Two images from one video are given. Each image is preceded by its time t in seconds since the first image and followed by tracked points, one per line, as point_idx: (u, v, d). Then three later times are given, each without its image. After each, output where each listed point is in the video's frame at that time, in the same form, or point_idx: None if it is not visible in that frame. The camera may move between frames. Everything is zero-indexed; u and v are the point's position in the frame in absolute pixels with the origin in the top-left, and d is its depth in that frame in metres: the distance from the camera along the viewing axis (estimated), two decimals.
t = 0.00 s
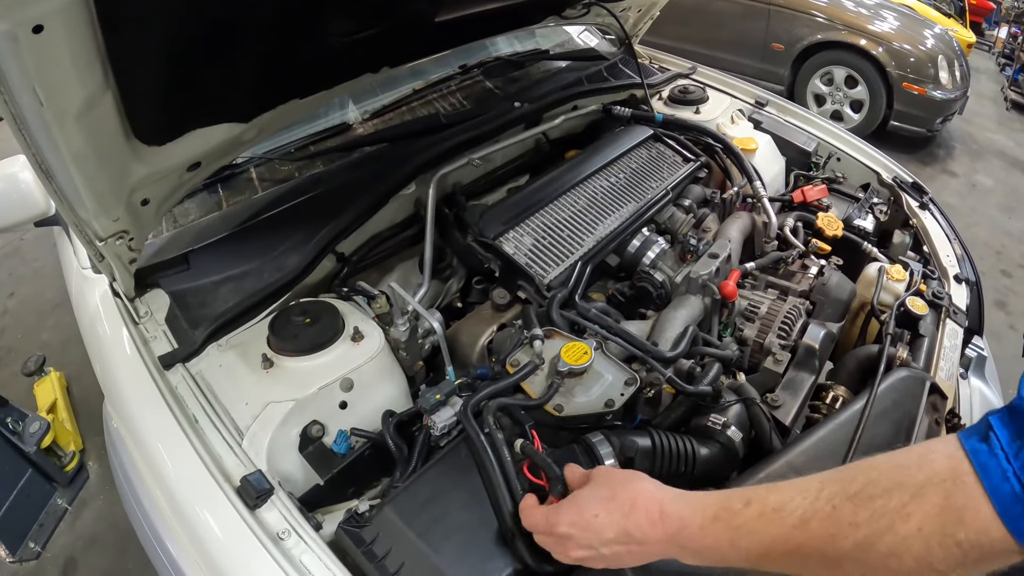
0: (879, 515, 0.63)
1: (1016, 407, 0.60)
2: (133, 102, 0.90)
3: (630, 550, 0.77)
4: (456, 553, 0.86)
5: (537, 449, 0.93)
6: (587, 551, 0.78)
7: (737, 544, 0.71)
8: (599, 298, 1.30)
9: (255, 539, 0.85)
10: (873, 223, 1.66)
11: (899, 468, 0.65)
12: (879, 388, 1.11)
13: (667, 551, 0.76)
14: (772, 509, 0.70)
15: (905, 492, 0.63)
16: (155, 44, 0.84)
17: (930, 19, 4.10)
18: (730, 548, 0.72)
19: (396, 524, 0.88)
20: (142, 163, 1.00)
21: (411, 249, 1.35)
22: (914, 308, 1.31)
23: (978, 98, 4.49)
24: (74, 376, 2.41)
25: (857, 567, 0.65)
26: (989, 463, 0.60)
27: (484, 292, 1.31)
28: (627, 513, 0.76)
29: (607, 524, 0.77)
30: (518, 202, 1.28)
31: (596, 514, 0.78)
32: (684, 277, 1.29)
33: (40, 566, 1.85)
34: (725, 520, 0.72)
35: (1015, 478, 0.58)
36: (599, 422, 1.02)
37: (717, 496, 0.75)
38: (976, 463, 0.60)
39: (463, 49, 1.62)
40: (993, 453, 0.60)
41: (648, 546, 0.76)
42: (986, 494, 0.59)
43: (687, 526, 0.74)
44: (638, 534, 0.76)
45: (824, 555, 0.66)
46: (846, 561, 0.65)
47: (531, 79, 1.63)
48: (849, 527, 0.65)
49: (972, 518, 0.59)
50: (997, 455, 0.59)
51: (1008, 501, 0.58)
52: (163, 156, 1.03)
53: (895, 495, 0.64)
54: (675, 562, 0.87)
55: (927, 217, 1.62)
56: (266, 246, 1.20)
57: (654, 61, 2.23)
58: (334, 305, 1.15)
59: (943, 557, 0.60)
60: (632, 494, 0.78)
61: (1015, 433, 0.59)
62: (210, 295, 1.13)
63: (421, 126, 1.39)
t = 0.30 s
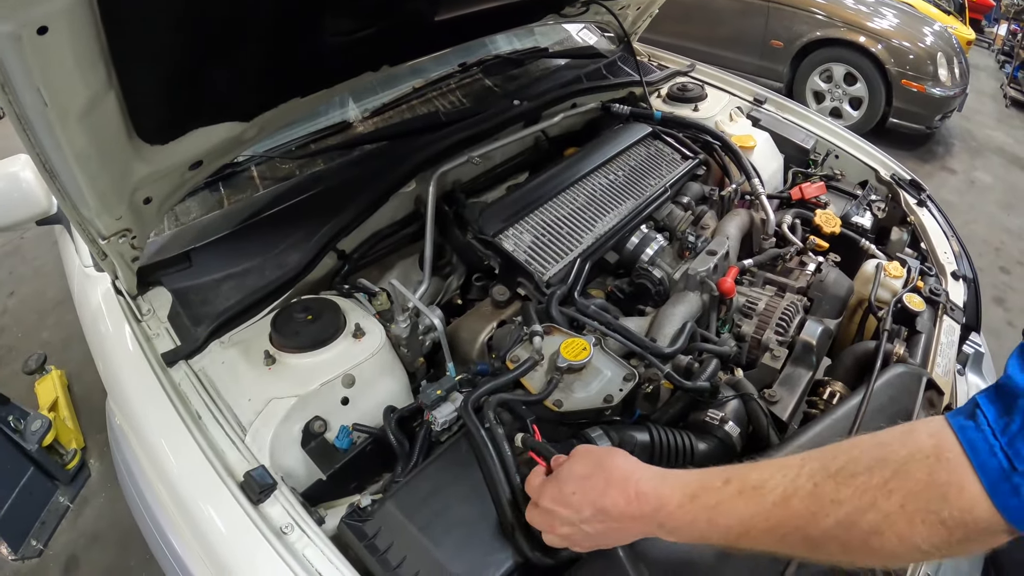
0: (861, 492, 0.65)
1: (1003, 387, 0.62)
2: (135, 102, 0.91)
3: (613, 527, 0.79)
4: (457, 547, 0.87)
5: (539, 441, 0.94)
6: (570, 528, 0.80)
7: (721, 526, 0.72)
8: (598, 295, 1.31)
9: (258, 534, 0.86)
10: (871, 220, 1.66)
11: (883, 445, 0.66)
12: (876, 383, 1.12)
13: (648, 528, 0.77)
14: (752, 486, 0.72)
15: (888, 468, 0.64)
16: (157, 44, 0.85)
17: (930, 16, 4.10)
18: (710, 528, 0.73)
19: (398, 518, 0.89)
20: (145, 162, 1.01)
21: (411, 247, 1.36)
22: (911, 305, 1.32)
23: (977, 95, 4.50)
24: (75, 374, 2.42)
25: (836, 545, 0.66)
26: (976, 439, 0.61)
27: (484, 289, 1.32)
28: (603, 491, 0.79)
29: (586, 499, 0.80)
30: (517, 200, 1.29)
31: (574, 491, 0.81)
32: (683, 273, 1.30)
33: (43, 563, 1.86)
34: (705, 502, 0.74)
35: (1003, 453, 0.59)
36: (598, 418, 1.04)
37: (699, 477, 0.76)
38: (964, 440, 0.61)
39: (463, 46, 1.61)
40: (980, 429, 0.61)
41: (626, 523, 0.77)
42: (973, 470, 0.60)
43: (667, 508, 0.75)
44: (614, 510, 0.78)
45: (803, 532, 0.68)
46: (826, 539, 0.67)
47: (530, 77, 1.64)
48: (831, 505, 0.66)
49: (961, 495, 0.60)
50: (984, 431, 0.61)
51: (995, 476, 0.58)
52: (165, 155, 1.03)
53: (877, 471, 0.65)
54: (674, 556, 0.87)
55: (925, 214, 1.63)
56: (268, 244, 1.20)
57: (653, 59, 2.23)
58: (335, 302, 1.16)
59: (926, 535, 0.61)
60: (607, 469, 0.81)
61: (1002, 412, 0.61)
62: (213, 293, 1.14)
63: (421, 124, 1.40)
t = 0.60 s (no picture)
0: (847, 452, 0.66)
1: (994, 367, 0.63)
2: (142, 99, 0.92)
3: (612, 483, 0.81)
4: (461, 540, 0.88)
5: (541, 434, 0.96)
6: (570, 476, 0.83)
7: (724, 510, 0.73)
8: (599, 291, 1.32)
9: (264, 526, 0.87)
10: (870, 218, 1.67)
11: (872, 415, 0.68)
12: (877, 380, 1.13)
13: (648, 492, 0.78)
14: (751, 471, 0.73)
15: (875, 433, 0.66)
16: (165, 41, 0.86)
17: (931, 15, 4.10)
18: (708, 507, 0.74)
19: (402, 510, 0.90)
20: (150, 159, 1.02)
21: (413, 243, 1.37)
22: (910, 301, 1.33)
23: (977, 94, 4.51)
24: (76, 371, 2.43)
25: (824, 507, 0.67)
26: (965, 412, 0.62)
27: (486, 285, 1.33)
28: (616, 459, 0.82)
29: (597, 459, 0.83)
30: (518, 196, 1.30)
31: (588, 450, 0.84)
32: (683, 270, 1.31)
33: (45, 559, 1.88)
34: (703, 460, 0.76)
35: (991, 425, 0.59)
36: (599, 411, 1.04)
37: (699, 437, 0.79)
38: (953, 412, 0.62)
39: (464, 44, 1.63)
40: (969, 403, 0.62)
41: (620, 489, 0.80)
42: (961, 440, 0.61)
43: (668, 456, 0.79)
44: (620, 460, 0.81)
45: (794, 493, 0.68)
46: (814, 500, 0.67)
47: (532, 75, 1.65)
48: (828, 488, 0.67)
49: (945, 459, 0.61)
50: (974, 405, 0.62)
51: (982, 445, 0.59)
52: (171, 152, 1.04)
53: (865, 435, 0.66)
54: (674, 549, 0.88)
55: (923, 212, 1.64)
56: (272, 240, 1.22)
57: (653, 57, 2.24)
58: (340, 298, 1.17)
59: (909, 499, 0.62)
60: (621, 434, 0.84)
61: (990, 388, 0.62)
62: (217, 289, 1.15)
63: (424, 121, 1.41)
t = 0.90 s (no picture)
0: (800, 402, 0.67)
1: (959, 315, 0.63)
2: (139, 93, 0.92)
3: (582, 436, 0.85)
4: (457, 533, 0.88)
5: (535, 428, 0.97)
6: (544, 426, 0.88)
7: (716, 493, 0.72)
8: (596, 286, 1.32)
9: (261, 519, 0.87)
10: (866, 214, 1.68)
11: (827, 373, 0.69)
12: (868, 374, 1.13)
13: (614, 453, 0.80)
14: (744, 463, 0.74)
15: (828, 384, 0.66)
16: (162, 34, 0.86)
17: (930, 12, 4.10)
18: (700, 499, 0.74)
19: (397, 502, 0.91)
20: (148, 153, 1.01)
21: (410, 238, 1.37)
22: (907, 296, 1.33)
23: (976, 92, 4.51)
24: (74, 367, 2.43)
25: (777, 455, 0.66)
26: (930, 355, 0.61)
27: (482, 281, 1.34)
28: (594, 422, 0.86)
29: (580, 421, 0.87)
30: (515, 192, 1.30)
31: (573, 415, 0.88)
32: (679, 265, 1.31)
33: (42, 556, 1.88)
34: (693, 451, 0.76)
35: (955, 363, 0.59)
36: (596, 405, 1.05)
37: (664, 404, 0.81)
38: (917, 356, 0.62)
39: (462, 40, 1.63)
40: (936, 347, 0.61)
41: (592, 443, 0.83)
42: (925, 381, 0.60)
43: (634, 420, 0.81)
44: (597, 420, 0.85)
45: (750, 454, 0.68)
46: (765, 449, 0.67)
47: (529, 70, 1.65)
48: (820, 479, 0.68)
49: (894, 395, 0.61)
50: (939, 347, 0.61)
51: (946, 384, 0.58)
52: (168, 146, 1.04)
53: (819, 387, 0.67)
54: (669, 542, 0.89)
55: (920, 209, 1.64)
56: (269, 235, 1.22)
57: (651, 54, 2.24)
58: (336, 292, 1.17)
59: (860, 437, 0.61)
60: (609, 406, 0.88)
61: (955, 333, 0.62)
62: (214, 283, 1.15)
63: (421, 116, 1.41)
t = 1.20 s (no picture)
0: (796, 400, 0.66)
1: (954, 307, 0.64)
2: (146, 89, 0.92)
3: (557, 457, 0.85)
4: (461, 527, 0.89)
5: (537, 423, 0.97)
6: (523, 453, 0.87)
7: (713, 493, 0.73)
8: (597, 283, 1.34)
9: (267, 512, 0.88)
10: (866, 213, 1.69)
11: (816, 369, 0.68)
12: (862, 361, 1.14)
13: (597, 467, 0.82)
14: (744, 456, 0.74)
15: (822, 380, 0.66)
16: (170, 30, 0.87)
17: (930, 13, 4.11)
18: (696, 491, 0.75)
19: (401, 496, 0.92)
20: (154, 150, 1.02)
21: (413, 236, 1.38)
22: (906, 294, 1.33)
23: (976, 92, 4.52)
24: (76, 364, 2.44)
25: (772, 461, 0.67)
26: (928, 347, 0.61)
27: (485, 278, 1.34)
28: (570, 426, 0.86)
29: (552, 437, 0.87)
30: (517, 190, 1.31)
31: (544, 432, 0.88)
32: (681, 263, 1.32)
33: (44, 552, 1.89)
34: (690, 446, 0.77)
35: (954, 355, 0.59)
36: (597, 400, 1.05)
37: (644, 409, 0.81)
38: (915, 349, 0.62)
39: (464, 39, 1.64)
40: (934, 340, 0.62)
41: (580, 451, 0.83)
42: (926, 374, 0.60)
43: (611, 429, 0.82)
44: (566, 438, 0.85)
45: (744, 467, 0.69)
46: (763, 455, 0.67)
47: (531, 69, 1.66)
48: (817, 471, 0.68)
49: (895, 393, 0.60)
50: (937, 340, 0.61)
51: (946, 375, 0.59)
52: (175, 142, 1.05)
53: (812, 383, 0.67)
54: (668, 536, 0.90)
55: (920, 208, 1.65)
56: (273, 232, 1.23)
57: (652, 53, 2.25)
58: (341, 288, 1.18)
59: (859, 436, 0.61)
60: (573, 411, 0.88)
61: (952, 326, 0.62)
62: (219, 279, 1.16)
63: (424, 114, 1.42)
